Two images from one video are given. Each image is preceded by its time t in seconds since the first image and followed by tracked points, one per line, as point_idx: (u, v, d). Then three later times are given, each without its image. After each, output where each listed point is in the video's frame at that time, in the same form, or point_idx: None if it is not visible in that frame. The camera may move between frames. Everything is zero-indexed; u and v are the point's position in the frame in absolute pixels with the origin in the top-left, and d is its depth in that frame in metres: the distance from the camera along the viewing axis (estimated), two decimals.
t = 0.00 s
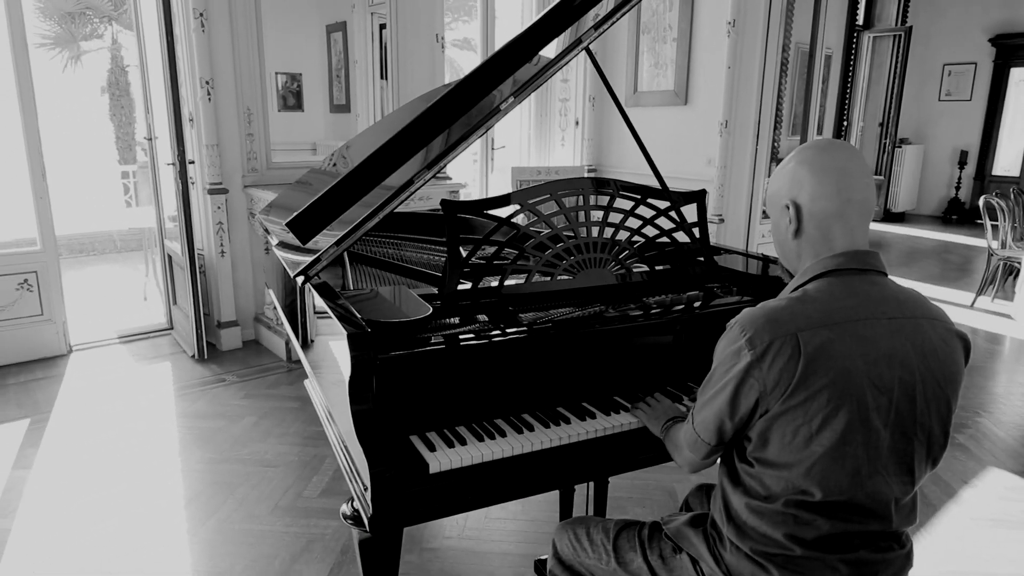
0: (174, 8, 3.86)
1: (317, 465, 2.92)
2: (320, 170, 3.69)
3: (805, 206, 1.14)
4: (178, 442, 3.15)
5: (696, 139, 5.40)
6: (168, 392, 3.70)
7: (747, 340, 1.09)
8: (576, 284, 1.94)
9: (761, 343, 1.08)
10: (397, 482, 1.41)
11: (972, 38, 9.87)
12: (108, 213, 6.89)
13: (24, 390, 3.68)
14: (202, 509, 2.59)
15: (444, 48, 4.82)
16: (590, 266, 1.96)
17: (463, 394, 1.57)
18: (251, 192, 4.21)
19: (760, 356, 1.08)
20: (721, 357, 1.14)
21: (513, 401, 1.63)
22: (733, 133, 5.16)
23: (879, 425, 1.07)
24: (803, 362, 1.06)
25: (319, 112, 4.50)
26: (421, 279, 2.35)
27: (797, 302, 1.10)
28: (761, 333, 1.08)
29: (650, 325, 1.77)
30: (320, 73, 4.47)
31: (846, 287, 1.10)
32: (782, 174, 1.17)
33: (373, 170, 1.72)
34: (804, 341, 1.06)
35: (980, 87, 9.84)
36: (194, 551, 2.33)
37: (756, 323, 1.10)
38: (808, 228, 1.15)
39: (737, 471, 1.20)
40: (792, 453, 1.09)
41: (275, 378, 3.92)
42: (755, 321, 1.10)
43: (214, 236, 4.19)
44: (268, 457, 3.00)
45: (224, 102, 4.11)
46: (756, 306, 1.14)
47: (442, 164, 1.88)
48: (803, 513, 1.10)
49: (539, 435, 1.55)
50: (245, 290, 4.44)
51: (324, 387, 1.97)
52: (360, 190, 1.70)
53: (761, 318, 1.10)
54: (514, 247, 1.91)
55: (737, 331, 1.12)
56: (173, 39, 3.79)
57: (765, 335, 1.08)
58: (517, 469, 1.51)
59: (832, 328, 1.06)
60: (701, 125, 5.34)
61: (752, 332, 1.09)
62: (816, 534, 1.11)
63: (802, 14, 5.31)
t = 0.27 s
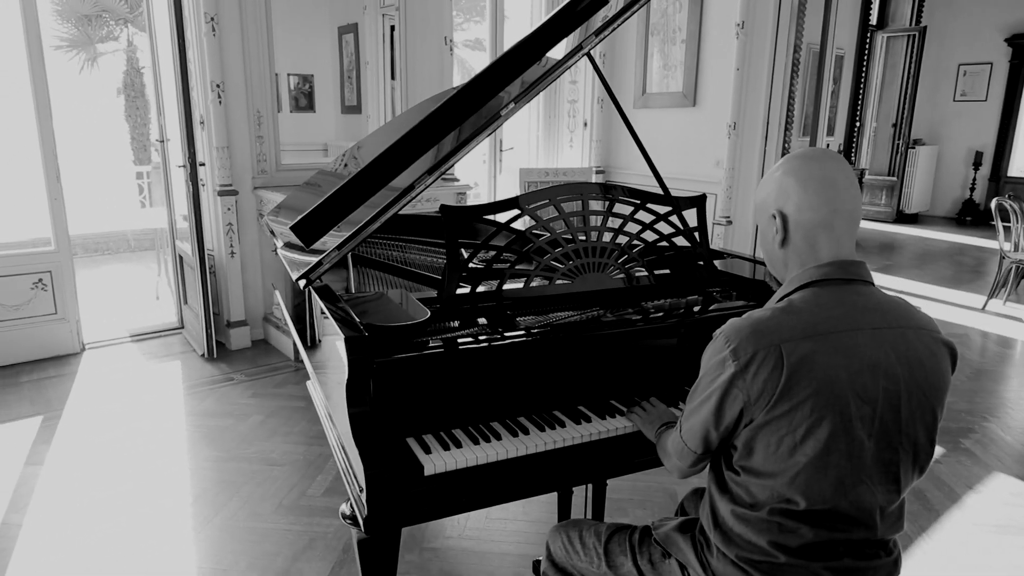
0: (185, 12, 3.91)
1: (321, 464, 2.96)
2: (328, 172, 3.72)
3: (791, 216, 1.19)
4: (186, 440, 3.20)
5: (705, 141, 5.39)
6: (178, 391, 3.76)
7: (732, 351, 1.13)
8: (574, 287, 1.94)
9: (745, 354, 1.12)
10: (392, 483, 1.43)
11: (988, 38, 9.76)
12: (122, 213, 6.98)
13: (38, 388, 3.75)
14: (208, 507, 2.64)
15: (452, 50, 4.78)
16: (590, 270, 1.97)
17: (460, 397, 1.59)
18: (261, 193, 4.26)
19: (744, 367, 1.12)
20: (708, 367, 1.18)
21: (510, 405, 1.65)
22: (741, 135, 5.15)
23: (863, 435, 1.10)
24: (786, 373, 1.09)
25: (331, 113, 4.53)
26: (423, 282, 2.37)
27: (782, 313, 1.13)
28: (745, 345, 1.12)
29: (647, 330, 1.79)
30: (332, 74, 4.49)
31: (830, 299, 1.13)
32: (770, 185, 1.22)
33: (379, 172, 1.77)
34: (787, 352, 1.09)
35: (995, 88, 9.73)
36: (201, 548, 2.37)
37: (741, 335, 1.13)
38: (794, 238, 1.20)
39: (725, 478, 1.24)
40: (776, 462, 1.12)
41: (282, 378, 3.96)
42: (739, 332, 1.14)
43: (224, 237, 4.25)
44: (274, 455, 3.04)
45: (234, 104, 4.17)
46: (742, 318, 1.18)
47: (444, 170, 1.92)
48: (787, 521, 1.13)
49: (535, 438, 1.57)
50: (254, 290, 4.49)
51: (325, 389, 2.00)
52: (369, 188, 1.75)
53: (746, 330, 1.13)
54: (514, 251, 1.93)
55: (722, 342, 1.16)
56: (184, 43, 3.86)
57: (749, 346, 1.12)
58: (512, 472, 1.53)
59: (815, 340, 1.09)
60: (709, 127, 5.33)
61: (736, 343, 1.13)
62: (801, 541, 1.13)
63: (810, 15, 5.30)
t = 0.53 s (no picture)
0: (202, 17, 3.98)
1: (329, 463, 3.00)
2: (341, 173, 3.76)
3: (782, 228, 1.21)
4: (199, 437, 3.26)
5: (719, 144, 5.36)
6: (193, 389, 3.83)
7: (720, 365, 1.14)
8: (575, 293, 1.96)
9: (733, 367, 1.12)
10: (385, 485, 1.46)
11: (1013, 37, 9.58)
12: (143, 212, 7.11)
13: (57, 384, 3.85)
14: (218, 503, 2.70)
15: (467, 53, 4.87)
16: (592, 276, 1.98)
17: (459, 402, 1.61)
18: (276, 195, 4.32)
19: (732, 381, 1.12)
20: (697, 380, 1.18)
21: (508, 410, 1.67)
22: (755, 137, 5.12)
23: (851, 450, 1.10)
24: (774, 387, 1.09)
25: (349, 113, 4.65)
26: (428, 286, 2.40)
27: (771, 326, 1.13)
28: (734, 358, 1.12)
29: (646, 337, 1.80)
30: (351, 74, 4.62)
31: (819, 313, 1.14)
32: (762, 197, 1.25)
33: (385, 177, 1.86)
34: (775, 367, 1.09)
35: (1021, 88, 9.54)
36: (210, 544, 2.43)
37: (729, 348, 1.13)
38: (785, 250, 1.22)
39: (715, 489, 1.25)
40: (764, 475, 1.13)
41: (294, 377, 4.02)
42: (728, 346, 1.14)
43: (239, 238, 4.31)
44: (284, 454, 3.09)
45: (250, 107, 4.23)
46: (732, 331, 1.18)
47: (446, 175, 1.96)
48: (774, 533, 1.14)
49: (531, 443, 1.59)
50: (269, 290, 4.56)
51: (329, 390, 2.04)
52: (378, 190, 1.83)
53: (735, 343, 1.13)
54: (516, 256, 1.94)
55: (711, 356, 1.16)
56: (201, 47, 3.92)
57: (737, 360, 1.12)
58: (508, 477, 1.55)
59: (804, 355, 1.10)
60: (724, 129, 5.30)
61: (725, 357, 1.13)
62: (788, 554, 1.14)
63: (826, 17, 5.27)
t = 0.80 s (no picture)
0: (224, 22, 4.06)
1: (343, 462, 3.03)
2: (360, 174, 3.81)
3: (781, 236, 1.19)
4: (217, 434, 3.32)
5: (740, 145, 5.31)
6: (213, 386, 3.90)
7: (715, 376, 1.13)
8: (581, 297, 1.96)
9: (727, 378, 1.11)
10: (383, 484, 1.49)
11: None
12: (170, 212, 7.26)
13: (83, 380, 3.95)
14: (234, 500, 2.74)
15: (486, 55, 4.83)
16: (598, 280, 1.97)
17: (461, 405, 1.62)
18: (296, 196, 4.39)
19: (726, 392, 1.12)
20: (692, 390, 1.18)
21: (510, 413, 1.67)
22: (777, 139, 5.07)
23: (848, 464, 1.08)
24: (768, 400, 1.09)
25: (373, 114, 4.68)
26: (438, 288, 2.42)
27: (767, 337, 1.12)
28: (728, 369, 1.11)
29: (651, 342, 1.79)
30: (375, 76, 4.64)
31: (817, 324, 1.12)
32: (761, 204, 1.23)
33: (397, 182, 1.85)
34: (770, 379, 1.09)
35: None
36: (224, 540, 2.47)
37: (724, 359, 1.13)
38: (784, 258, 1.20)
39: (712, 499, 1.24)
40: (758, 487, 1.12)
41: (312, 375, 4.07)
42: (723, 356, 1.13)
43: (260, 238, 4.39)
44: (299, 452, 3.13)
45: (272, 110, 4.30)
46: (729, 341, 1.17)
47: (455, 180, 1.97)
48: (769, 545, 1.14)
49: (532, 447, 1.60)
50: (289, 289, 4.63)
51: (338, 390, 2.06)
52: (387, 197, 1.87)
53: (730, 354, 1.12)
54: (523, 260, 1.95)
55: (706, 366, 1.15)
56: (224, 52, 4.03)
57: (731, 371, 1.11)
58: (508, 480, 1.56)
59: (800, 367, 1.08)
60: (745, 131, 5.25)
61: (719, 368, 1.13)
62: (783, 567, 1.13)
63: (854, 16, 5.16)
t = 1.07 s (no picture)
0: (250, 24, 4.12)
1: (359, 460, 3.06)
2: (379, 173, 3.83)
3: (784, 241, 1.19)
4: (237, 430, 3.38)
5: (766, 146, 5.23)
6: (236, 383, 3.96)
7: (713, 383, 1.12)
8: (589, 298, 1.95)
9: (725, 386, 1.11)
10: (385, 483, 1.50)
11: None
12: (200, 211, 7.40)
13: (111, 375, 4.05)
14: (251, 495, 2.78)
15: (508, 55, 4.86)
16: (608, 282, 1.96)
17: (466, 405, 1.63)
18: (318, 196, 4.44)
19: (724, 400, 1.11)
20: (691, 396, 1.18)
21: (515, 414, 1.67)
22: (803, 140, 4.98)
23: (848, 475, 1.08)
24: (766, 409, 1.08)
25: (399, 116, 4.73)
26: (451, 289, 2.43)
27: (767, 344, 1.11)
28: (726, 377, 1.11)
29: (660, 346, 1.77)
30: (401, 77, 4.68)
31: (818, 332, 1.11)
32: (764, 208, 1.23)
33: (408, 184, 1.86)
34: (768, 388, 1.08)
35: None
36: (240, 534, 2.51)
37: (722, 366, 1.12)
38: (787, 263, 1.20)
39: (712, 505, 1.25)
40: (757, 496, 1.13)
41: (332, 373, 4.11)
42: (721, 363, 1.12)
43: (283, 238, 4.45)
44: (317, 449, 3.17)
45: (296, 111, 4.36)
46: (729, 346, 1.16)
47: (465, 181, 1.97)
48: (767, 555, 1.14)
49: (537, 449, 1.59)
50: (311, 288, 4.69)
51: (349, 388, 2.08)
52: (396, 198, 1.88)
53: (728, 360, 1.12)
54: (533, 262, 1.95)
55: (705, 373, 1.15)
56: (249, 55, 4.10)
57: (729, 379, 1.10)
58: (511, 482, 1.56)
59: (799, 375, 1.08)
60: (771, 131, 5.16)
61: (717, 375, 1.12)
62: None
63: (885, 15, 5.06)
